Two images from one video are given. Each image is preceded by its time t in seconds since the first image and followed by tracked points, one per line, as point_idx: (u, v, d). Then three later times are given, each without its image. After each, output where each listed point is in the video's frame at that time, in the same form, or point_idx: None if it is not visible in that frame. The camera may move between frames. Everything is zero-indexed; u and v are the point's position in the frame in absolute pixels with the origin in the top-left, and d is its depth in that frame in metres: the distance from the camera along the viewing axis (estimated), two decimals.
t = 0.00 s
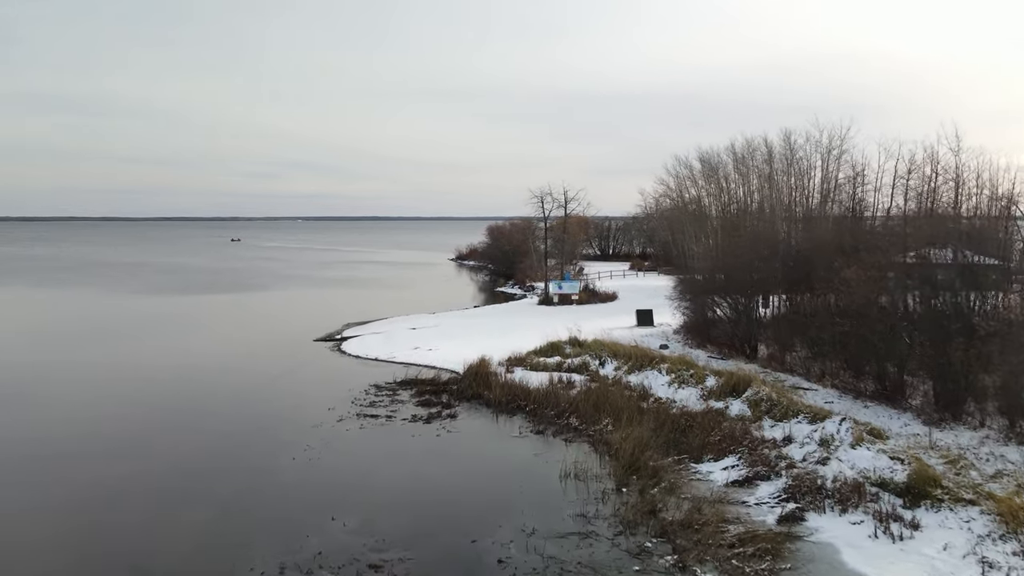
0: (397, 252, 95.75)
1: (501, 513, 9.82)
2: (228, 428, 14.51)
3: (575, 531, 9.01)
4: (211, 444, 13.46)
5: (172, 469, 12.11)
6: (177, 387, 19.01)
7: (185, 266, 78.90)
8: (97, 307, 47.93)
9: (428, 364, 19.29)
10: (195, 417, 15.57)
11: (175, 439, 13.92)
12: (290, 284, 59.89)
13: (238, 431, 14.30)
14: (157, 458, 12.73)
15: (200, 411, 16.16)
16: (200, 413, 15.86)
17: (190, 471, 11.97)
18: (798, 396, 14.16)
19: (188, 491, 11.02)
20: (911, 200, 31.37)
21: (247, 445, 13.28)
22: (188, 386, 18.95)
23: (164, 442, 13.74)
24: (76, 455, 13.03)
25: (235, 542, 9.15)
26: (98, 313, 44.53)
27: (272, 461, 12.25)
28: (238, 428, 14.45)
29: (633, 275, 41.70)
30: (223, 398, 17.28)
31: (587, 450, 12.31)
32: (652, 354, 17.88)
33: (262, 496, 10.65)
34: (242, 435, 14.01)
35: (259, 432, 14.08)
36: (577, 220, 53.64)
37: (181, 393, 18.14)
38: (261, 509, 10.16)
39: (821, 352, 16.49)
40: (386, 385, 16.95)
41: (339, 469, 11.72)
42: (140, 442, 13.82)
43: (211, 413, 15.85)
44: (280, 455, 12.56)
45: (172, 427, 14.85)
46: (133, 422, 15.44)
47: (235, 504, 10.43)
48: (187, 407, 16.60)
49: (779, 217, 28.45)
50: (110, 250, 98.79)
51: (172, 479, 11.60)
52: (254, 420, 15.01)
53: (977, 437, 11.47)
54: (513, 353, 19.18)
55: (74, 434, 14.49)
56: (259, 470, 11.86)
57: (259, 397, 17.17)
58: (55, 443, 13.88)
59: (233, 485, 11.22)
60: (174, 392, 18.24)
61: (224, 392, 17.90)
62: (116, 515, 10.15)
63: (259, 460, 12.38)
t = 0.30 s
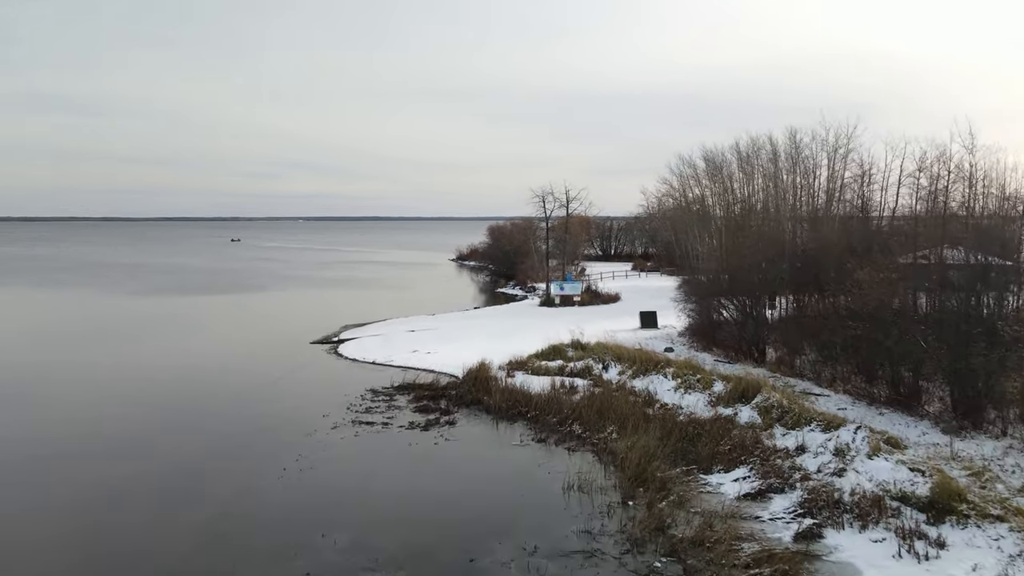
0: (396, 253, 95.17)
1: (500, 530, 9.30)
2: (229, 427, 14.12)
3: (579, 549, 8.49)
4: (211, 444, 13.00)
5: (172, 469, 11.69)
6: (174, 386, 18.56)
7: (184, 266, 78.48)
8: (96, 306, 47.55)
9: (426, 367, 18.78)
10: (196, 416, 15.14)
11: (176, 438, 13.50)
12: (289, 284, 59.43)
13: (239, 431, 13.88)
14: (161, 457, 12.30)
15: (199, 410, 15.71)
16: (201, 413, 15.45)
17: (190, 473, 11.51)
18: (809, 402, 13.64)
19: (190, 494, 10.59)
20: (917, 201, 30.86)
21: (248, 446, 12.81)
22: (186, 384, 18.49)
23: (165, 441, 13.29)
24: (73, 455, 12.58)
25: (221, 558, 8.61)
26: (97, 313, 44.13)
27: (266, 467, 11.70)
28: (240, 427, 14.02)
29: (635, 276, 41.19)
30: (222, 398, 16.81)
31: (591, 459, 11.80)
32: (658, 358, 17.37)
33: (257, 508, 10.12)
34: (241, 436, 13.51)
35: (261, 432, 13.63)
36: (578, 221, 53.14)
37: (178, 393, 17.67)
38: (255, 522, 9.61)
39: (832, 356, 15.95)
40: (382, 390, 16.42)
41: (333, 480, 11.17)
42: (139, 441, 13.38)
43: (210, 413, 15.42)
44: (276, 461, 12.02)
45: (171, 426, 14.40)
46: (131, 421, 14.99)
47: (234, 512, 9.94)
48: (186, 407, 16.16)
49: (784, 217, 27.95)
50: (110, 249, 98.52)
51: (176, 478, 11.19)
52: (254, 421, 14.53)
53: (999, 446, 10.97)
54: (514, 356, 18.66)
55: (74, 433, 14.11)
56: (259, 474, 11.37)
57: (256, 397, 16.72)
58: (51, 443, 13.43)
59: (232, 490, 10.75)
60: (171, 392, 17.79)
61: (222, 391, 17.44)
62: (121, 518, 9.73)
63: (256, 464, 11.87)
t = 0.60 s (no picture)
0: (399, 252, 94.43)
1: (500, 551, 8.74)
2: (219, 451, 13.85)
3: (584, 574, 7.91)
4: (197, 471, 12.74)
5: (154, 499, 11.43)
6: (169, 405, 18.37)
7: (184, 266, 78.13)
8: (95, 307, 47.37)
9: (424, 373, 18.25)
10: (186, 439, 14.90)
11: (163, 464, 13.25)
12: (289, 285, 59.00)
13: (227, 454, 13.58)
14: (144, 486, 12.05)
15: (189, 432, 15.47)
16: (190, 435, 15.16)
17: (172, 501, 11.23)
18: (824, 410, 13.04)
19: (170, 525, 10.31)
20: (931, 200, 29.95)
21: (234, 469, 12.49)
22: (181, 403, 18.29)
23: (152, 468, 13.08)
24: (58, 483, 12.41)
25: None
26: (95, 314, 43.88)
27: (247, 493, 11.24)
28: (228, 451, 13.73)
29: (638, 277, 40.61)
30: (213, 415, 16.56)
31: (596, 471, 11.22)
32: (664, 363, 16.79)
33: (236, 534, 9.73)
34: (232, 458, 13.21)
35: (249, 453, 13.30)
36: (581, 220, 52.50)
37: (172, 412, 17.46)
38: (231, 552, 9.19)
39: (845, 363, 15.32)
40: (378, 396, 15.86)
41: (319, 501, 10.62)
42: (126, 467, 13.17)
43: (200, 434, 15.17)
44: (256, 484, 11.57)
45: (158, 451, 14.17)
46: (121, 445, 14.80)
47: (211, 542, 9.59)
48: (178, 427, 15.94)
49: (793, 217, 27.16)
50: (113, 249, 98.41)
51: (157, 510, 10.91)
52: (244, 441, 14.24)
53: None
54: (515, 361, 18.09)
55: (61, 458, 13.92)
56: (239, 499, 11.00)
57: (248, 415, 16.42)
58: (38, 469, 13.28)
59: (212, 518, 10.40)
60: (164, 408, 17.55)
61: (216, 410, 17.21)
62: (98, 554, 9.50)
63: (238, 487, 11.49)
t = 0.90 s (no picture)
0: (400, 252, 93.76)
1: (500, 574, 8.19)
2: (215, 453, 13.42)
3: None
4: (192, 473, 12.33)
5: (147, 503, 11.03)
6: (161, 408, 17.89)
7: (183, 267, 77.71)
8: (94, 307, 47.00)
9: (422, 378, 17.71)
10: (183, 439, 14.51)
11: (159, 466, 12.85)
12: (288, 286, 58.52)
13: (224, 456, 13.15)
14: (137, 489, 11.64)
15: (186, 432, 15.08)
16: (188, 435, 14.78)
17: (155, 513, 10.63)
18: (837, 420, 12.48)
19: (159, 534, 9.87)
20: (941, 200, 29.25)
21: (227, 475, 12.03)
22: (178, 403, 17.89)
23: (147, 470, 12.69)
24: (49, 485, 12.03)
25: None
26: (93, 314, 43.48)
27: (237, 503, 10.74)
28: (225, 453, 13.31)
29: (641, 278, 40.11)
30: (209, 417, 16.14)
31: (599, 485, 10.69)
32: (669, 368, 16.24)
33: (223, 549, 9.21)
34: (225, 461, 12.83)
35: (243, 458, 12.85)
36: (582, 220, 51.95)
37: (170, 413, 17.07)
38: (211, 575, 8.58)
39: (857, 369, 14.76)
40: (373, 403, 15.33)
41: (307, 517, 10.06)
42: (120, 470, 12.78)
43: (196, 436, 14.76)
44: (244, 495, 11.04)
45: (147, 456, 13.62)
46: (116, 446, 14.43)
47: (198, 555, 9.11)
48: (175, 429, 15.55)
49: (800, 218, 26.54)
50: (115, 250, 98.12)
51: (149, 515, 10.50)
52: (239, 445, 13.79)
53: None
54: (516, 365, 17.54)
55: (53, 459, 13.55)
56: (229, 509, 10.52)
57: (246, 416, 15.99)
58: (29, 471, 12.91)
59: (201, 528, 9.94)
60: (159, 410, 17.14)
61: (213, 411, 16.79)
62: (82, 564, 9.07)
63: (228, 495, 11.02)
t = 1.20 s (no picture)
0: (400, 253, 93.22)
1: None
2: (213, 454, 13.08)
3: None
4: (189, 474, 11.99)
5: (143, 505, 10.71)
6: (150, 410, 17.31)
7: (182, 267, 77.32)
8: (93, 307, 46.61)
9: (420, 383, 17.12)
10: (181, 440, 14.16)
11: (157, 467, 12.55)
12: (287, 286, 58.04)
13: (222, 458, 12.81)
14: (134, 490, 11.33)
15: (184, 432, 14.74)
16: (185, 436, 14.42)
17: (137, 523, 10.06)
18: (853, 431, 11.87)
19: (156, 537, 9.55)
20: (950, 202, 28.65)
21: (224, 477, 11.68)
22: (176, 403, 17.52)
23: (144, 471, 12.36)
24: (44, 485, 11.71)
25: None
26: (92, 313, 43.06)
27: (223, 514, 10.17)
28: (223, 454, 12.97)
29: (644, 279, 39.50)
30: (207, 418, 15.76)
31: (604, 501, 10.10)
32: (675, 374, 15.63)
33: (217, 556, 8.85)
34: (214, 468, 12.27)
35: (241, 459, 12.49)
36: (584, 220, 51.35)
37: (162, 415, 16.60)
38: None
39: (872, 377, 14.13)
40: (368, 411, 14.73)
41: (294, 533, 9.43)
42: (115, 470, 12.44)
43: (194, 437, 14.42)
44: (231, 506, 10.47)
45: (133, 461, 13.06)
46: (102, 450, 13.87)
47: (193, 561, 8.76)
48: (162, 433, 14.96)
49: (808, 218, 25.91)
50: (114, 250, 97.74)
51: (146, 517, 10.20)
52: (237, 446, 13.42)
53: None
54: (517, 371, 16.95)
55: (49, 459, 13.22)
56: (214, 521, 9.95)
57: (244, 418, 15.59)
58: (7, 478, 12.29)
59: (198, 532, 9.63)
60: (157, 410, 16.78)
61: (207, 413, 16.32)
62: (74, 567, 8.75)
63: (214, 506, 10.45)
